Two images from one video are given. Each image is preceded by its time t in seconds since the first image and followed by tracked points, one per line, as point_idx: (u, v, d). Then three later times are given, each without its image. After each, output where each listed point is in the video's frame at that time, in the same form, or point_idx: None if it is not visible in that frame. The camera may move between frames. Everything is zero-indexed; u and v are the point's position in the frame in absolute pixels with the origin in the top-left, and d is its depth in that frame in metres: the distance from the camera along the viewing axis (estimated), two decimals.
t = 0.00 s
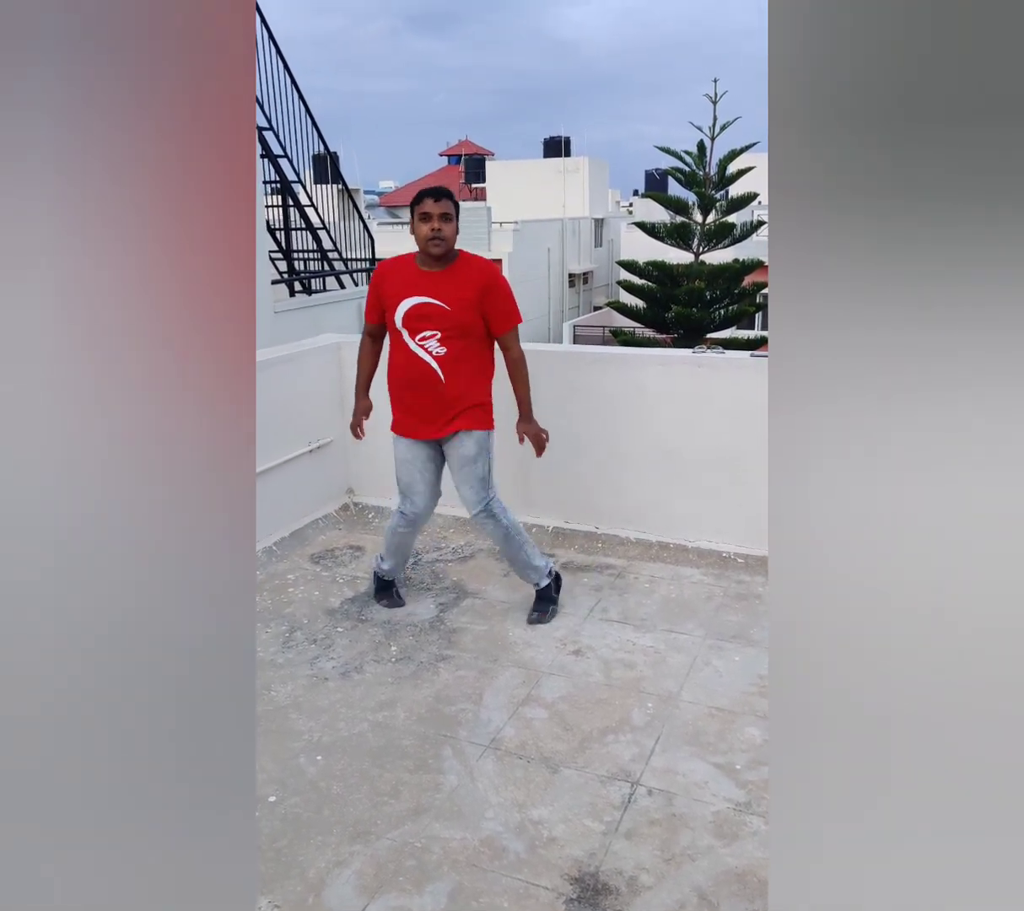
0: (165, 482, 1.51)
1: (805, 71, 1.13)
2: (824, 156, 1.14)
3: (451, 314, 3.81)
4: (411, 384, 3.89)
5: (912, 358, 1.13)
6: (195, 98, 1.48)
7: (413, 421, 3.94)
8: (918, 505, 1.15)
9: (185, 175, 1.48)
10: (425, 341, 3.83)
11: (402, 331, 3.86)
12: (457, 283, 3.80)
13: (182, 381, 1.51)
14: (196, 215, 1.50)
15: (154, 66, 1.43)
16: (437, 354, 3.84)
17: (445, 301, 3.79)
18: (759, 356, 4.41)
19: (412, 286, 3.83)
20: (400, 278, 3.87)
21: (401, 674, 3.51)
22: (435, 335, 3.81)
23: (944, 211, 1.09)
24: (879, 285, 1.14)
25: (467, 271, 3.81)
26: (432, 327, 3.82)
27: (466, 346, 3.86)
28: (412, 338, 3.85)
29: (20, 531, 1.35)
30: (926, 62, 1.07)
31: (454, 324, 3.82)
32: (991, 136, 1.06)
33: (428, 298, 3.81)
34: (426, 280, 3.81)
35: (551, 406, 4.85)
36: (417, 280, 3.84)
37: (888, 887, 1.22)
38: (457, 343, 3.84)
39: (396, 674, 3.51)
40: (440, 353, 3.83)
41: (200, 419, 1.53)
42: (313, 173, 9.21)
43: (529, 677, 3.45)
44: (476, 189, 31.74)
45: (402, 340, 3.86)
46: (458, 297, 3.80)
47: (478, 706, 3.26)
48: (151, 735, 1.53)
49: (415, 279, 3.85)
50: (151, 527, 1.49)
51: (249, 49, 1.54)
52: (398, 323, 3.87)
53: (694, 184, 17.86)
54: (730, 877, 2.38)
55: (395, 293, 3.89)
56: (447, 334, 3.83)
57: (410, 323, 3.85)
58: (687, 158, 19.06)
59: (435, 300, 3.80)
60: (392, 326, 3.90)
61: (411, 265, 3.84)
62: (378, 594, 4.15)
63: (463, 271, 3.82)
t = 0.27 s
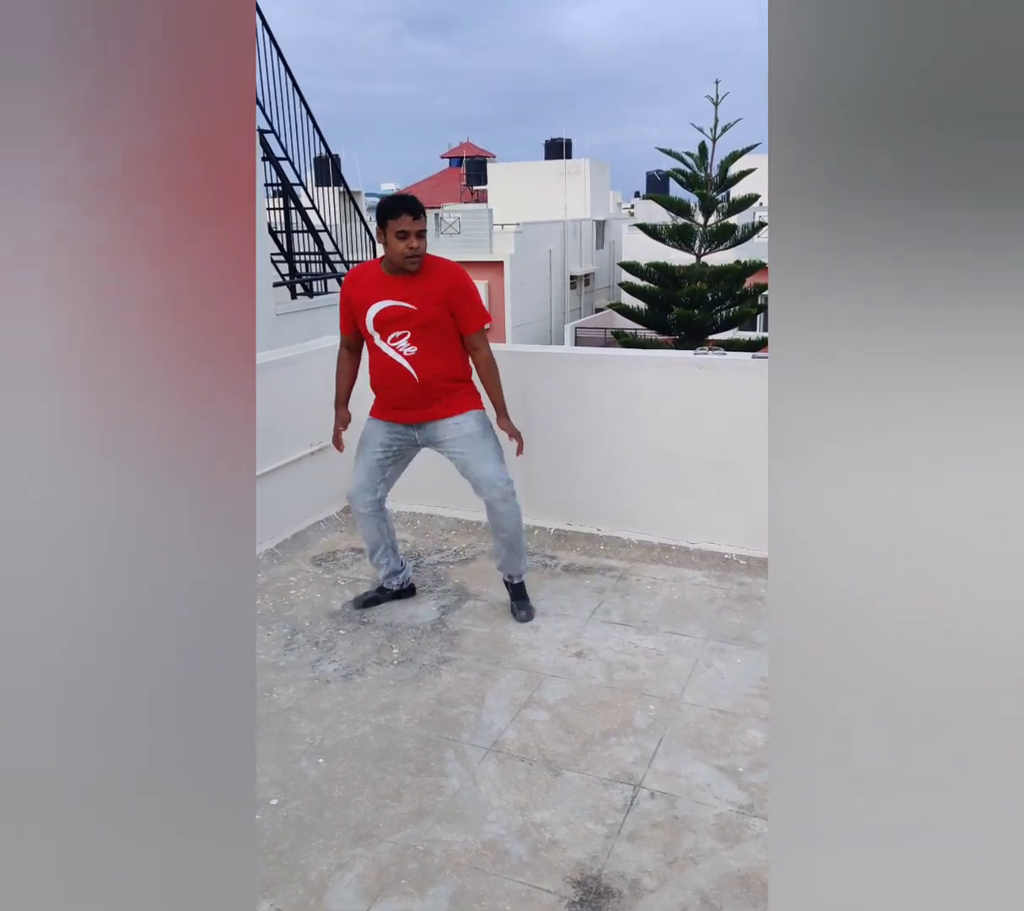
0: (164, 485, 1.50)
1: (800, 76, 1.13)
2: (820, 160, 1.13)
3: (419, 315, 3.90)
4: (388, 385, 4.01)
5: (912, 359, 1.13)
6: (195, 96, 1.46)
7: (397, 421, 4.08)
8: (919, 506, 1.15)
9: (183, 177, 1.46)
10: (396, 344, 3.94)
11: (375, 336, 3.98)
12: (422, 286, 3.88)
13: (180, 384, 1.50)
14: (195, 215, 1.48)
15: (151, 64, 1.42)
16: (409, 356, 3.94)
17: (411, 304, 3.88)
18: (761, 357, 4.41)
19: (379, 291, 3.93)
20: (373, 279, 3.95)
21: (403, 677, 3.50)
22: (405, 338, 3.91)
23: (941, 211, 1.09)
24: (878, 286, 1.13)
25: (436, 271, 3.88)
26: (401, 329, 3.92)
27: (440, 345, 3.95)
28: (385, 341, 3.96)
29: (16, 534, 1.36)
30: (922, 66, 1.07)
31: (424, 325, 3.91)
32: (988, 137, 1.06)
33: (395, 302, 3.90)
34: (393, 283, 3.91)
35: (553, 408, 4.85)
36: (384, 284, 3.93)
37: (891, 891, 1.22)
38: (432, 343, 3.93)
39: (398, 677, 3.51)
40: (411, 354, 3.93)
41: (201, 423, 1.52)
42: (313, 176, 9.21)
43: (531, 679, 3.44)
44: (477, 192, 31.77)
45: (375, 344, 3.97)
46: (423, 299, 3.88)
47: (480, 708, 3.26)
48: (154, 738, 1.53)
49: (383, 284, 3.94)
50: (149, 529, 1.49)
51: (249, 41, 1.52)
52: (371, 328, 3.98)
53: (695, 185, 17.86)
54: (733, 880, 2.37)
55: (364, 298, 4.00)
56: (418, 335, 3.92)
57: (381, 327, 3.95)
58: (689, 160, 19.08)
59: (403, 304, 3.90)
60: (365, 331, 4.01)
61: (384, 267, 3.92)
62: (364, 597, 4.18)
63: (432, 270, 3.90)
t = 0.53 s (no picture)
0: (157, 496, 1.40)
1: (799, 78, 1.13)
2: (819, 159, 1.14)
3: (403, 322, 3.93)
4: (372, 390, 4.05)
5: (914, 360, 1.12)
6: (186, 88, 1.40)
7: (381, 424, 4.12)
8: (921, 509, 1.14)
9: (177, 168, 1.40)
10: (380, 350, 3.97)
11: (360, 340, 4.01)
12: (406, 293, 3.90)
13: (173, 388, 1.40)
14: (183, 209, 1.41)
15: (138, 49, 1.34)
16: (393, 362, 3.97)
17: (395, 311, 3.91)
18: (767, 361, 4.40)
19: (365, 296, 3.96)
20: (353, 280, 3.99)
21: (407, 679, 3.50)
22: (389, 345, 3.94)
23: (941, 208, 1.09)
24: (877, 286, 1.13)
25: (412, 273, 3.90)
26: (386, 336, 3.94)
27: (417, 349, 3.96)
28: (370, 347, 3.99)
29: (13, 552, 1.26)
30: (922, 64, 1.08)
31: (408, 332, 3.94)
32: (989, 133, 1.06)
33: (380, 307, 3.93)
34: (379, 289, 3.93)
35: (558, 411, 4.85)
36: (369, 288, 3.95)
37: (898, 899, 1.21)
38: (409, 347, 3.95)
39: (401, 678, 3.51)
40: (394, 361, 3.96)
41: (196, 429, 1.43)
42: (319, 177, 9.22)
43: (536, 682, 3.44)
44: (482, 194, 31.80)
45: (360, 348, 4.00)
46: (408, 306, 3.91)
47: (484, 710, 3.26)
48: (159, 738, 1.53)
49: (369, 289, 3.96)
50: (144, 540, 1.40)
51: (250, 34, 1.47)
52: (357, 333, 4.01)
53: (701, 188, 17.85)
54: (737, 884, 2.36)
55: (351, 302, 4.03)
56: (402, 342, 3.95)
57: (366, 332, 3.98)
58: (695, 163, 19.08)
59: (387, 310, 3.92)
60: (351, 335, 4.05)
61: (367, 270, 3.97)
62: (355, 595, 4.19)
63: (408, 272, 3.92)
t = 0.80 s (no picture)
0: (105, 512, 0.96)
1: (783, 70, 1.03)
2: (817, 156, 1.03)
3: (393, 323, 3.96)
4: (364, 390, 4.10)
5: (919, 371, 1.02)
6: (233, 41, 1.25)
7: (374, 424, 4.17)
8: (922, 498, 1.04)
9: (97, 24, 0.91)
10: (370, 352, 4.01)
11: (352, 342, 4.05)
12: (397, 296, 3.94)
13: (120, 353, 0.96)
14: (131, 85, 0.95)
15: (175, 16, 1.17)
16: (384, 364, 4.02)
17: (385, 313, 3.95)
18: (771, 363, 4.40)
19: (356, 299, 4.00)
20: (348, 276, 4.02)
21: (411, 680, 3.50)
22: (380, 347, 3.98)
23: (948, 203, 0.99)
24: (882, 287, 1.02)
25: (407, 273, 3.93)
26: (376, 337, 3.99)
27: (409, 349, 4.00)
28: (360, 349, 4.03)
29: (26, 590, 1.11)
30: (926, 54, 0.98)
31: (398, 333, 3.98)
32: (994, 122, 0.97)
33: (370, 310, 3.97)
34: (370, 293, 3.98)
35: (560, 412, 4.86)
36: (360, 291, 3.99)
37: None
38: (399, 349, 3.99)
39: (405, 680, 3.50)
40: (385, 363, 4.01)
41: (140, 420, 0.98)
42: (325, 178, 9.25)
43: (539, 684, 3.43)
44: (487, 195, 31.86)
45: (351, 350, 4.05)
46: (399, 310, 3.95)
47: (487, 712, 3.25)
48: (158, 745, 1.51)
49: (360, 292, 4.00)
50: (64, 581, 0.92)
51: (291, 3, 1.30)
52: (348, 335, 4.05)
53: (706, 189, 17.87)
54: (741, 887, 2.36)
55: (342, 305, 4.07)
56: (392, 343, 3.99)
57: (357, 334, 4.02)
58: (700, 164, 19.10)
59: (377, 312, 3.96)
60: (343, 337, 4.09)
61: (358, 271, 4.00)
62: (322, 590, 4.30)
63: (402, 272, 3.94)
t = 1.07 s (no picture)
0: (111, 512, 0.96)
1: (786, 72, 1.06)
2: (820, 158, 1.05)
3: (402, 300, 3.99)
4: (366, 370, 4.07)
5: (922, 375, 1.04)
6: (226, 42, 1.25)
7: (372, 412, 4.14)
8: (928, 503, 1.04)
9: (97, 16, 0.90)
10: (378, 328, 4.01)
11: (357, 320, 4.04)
12: (408, 273, 3.98)
13: (125, 350, 0.95)
14: (132, 79, 0.94)
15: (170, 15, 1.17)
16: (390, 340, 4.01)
17: (397, 286, 3.97)
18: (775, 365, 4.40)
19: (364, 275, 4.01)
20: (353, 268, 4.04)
21: (413, 681, 3.50)
22: (387, 322, 3.98)
23: (947, 210, 1.01)
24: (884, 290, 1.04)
25: (414, 267, 3.98)
26: (384, 313, 3.99)
27: (414, 331, 4.02)
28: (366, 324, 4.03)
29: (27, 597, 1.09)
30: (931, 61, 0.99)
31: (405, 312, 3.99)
32: (993, 130, 0.98)
33: (380, 284, 3.99)
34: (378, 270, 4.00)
35: (563, 413, 4.86)
36: (369, 268, 4.01)
37: None
38: (406, 328, 4.00)
39: (408, 681, 3.51)
40: (391, 339, 4.00)
41: (145, 418, 0.98)
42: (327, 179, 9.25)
43: (542, 685, 3.44)
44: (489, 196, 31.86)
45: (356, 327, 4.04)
46: (409, 287, 3.98)
47: (490, 713, 3.26)
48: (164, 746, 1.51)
49: (369, 270, 4.02)
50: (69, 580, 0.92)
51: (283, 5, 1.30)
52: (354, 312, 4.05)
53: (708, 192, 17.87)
54: (744, 890, 2.36)
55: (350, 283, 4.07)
56: (400, 322, 4.00)
57: (364, 311, 4.03)
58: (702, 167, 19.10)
59: (388, 287, 3.98)
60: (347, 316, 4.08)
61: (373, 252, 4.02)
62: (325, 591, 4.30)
63: (408, 266, 3.98)
